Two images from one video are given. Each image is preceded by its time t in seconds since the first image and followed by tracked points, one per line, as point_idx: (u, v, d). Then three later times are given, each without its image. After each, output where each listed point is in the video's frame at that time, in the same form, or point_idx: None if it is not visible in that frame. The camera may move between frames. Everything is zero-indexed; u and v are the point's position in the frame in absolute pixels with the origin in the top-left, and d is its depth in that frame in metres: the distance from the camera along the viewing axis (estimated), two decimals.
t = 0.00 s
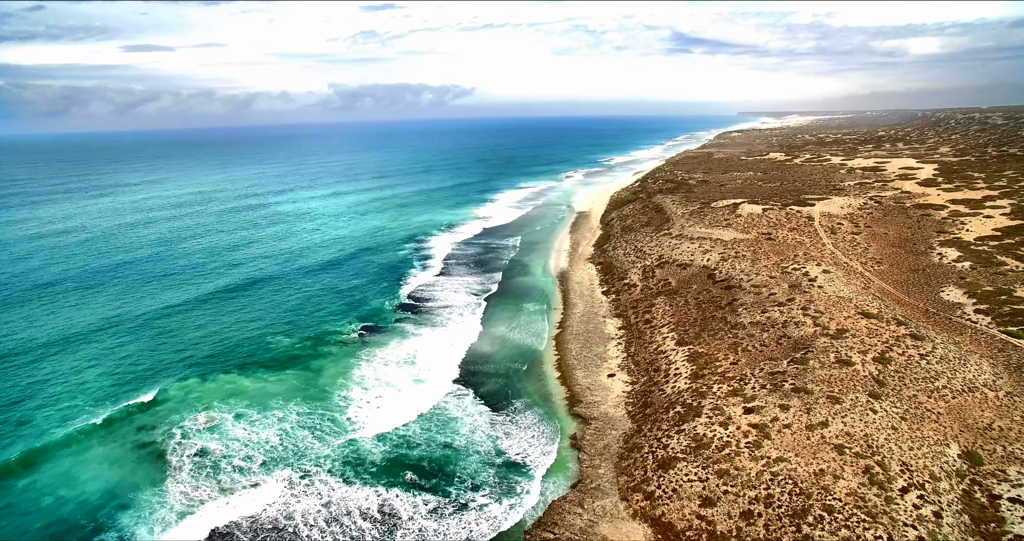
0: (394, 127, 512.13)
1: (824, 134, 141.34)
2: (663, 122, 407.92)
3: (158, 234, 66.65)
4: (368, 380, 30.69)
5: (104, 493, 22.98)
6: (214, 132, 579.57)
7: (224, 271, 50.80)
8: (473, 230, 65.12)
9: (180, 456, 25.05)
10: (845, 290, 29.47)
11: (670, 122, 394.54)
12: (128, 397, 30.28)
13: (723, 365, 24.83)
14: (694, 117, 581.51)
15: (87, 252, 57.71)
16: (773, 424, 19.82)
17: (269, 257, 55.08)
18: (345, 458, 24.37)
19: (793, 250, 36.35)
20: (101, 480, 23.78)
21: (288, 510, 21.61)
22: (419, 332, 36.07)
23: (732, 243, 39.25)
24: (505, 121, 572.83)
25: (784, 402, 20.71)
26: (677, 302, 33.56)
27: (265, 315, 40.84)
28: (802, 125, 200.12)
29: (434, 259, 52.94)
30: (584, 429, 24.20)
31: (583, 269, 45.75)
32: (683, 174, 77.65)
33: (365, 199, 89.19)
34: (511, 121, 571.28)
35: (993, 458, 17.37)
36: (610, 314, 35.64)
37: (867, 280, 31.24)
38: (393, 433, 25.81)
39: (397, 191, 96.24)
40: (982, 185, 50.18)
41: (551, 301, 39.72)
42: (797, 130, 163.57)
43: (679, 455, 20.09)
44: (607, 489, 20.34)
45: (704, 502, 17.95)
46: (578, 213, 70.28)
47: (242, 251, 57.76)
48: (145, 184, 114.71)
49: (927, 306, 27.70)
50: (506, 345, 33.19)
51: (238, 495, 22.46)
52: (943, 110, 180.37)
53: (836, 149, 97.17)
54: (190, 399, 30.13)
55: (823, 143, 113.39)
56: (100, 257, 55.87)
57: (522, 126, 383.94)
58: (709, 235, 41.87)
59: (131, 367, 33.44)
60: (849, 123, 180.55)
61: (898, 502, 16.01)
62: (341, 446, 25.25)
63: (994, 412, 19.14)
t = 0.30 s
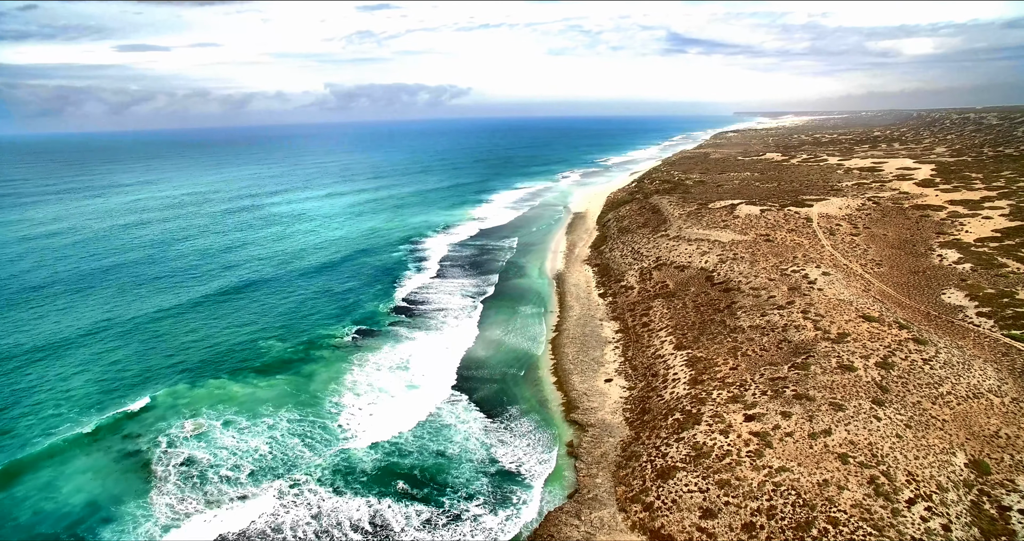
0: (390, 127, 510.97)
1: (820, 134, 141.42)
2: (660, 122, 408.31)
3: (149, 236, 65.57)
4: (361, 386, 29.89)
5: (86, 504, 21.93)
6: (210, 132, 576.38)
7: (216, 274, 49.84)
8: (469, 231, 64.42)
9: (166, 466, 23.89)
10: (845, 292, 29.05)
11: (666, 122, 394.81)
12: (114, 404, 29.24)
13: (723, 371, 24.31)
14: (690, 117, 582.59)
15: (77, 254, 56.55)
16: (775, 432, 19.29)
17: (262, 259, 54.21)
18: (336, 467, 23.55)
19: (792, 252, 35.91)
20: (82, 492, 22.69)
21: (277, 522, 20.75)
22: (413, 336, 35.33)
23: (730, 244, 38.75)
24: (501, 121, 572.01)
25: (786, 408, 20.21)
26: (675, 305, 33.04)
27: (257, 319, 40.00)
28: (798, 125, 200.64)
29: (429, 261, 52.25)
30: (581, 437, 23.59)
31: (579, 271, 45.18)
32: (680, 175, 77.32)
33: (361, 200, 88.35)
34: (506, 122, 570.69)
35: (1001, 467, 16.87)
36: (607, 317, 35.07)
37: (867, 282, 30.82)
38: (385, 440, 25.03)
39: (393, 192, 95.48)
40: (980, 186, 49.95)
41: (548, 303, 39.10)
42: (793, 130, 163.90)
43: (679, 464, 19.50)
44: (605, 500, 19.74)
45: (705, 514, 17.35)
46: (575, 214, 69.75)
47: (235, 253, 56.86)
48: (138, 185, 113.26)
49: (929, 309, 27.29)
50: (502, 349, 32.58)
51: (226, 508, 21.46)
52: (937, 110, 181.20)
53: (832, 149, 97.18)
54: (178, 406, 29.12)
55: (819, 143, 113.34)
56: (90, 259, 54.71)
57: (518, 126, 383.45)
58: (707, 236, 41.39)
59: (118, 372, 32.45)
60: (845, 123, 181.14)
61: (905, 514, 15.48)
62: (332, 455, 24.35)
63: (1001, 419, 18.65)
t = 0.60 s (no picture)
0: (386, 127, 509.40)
1: (816, 134, 141.50)
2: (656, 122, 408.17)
3: (140, 238, 64.40)
4: (352, 393, 29.01)
5: (65, 518, 20.69)
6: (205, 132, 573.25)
7: (208, 277, 48.77)
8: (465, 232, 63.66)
9: (150, 478, 22.71)
10: (846, 296, 28.55)
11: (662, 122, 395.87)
12: (99, 411, 28.03)
13: (723, 377, 23.72)
14: (686, 117, 583.52)
15: (66, 257, 55.24)
16: (778, 442, 18.69)
17: (255, 262, 53.27)
18: (325, 478, 22.62)
19: (792, 253, 35.39)
20: (61, 506, 21.45)
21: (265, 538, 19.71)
22: (407, 340, 34.55)
23: (729, 246, 38.18)
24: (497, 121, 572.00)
25: (789, 417, 19.61)
26: (673, 308, 32.43)
27: (249, 323, 39.11)
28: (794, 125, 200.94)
29: (424, 264, 51.49)
30: (578, 445, 22.95)
31: (576, 273, 44.54)
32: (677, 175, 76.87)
33: (356, 201, 87.37)
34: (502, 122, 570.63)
35: (1013, 479, 16.27)
36: (604, 320, 34.44)
37: (868, 285, 30.33)
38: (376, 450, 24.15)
39: (388, 193, 94.68)
40: (978, 186, 49.65)
41: (544, 306, 38.44)
42: (789, 130, 164.06)
43: (680, 476, 18.85)
44: (603, 512, 19.09)
45: (708, 529, 16.64)
46: (571, 215, 69.15)
47: (228, 256, 55.90)
48: (131, 186, 111.55)
49: (931, 313, 26.81)
50: (497, 354, 31.87)
51: (212, 523, 20.34)
52: (932, 110, 181.89)
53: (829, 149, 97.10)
54: (165, 413, 28.01)
55: (816, 143, 113.29)
56: (79, 262, 53.47)
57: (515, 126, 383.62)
58: (705, 237, 40.83)
59: (104, 378, 31.31)
60: (840, 123, 181.54)
61: (915, 530, 14.84)
62: (323, 466, 23.33)
63: (1010, 428, 18.08)
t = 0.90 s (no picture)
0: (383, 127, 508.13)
1: (815, 134, 141.44)
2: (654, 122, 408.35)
3: (133, 240, 63.51)
4: (346, 399, 28.35)
5: (47, 532, 19.93)
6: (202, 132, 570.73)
7: (201, 280, 48.02)
8: (462, 234, 63.01)
9: (136, 488, 21.97)
10: (849, 299, 28.08)
11: (659, 122, 395.79)
12: (86, 419, 27.28)
13: (725, 383, 23.21)
14: (684, 117, 583.99)
15: (58, 260, 54.32)
16: (782, 451, 18.15)
17: (249, 264, 52.57)
18: (317, 489, 21.92)
19: (792, 255, 34.92)
20: (43, 519, 20.68)
21: None
22: (402, 345, 33.91)
23: (728, 248, 37.67)
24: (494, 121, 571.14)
25: (792, 425, 19.09)
26: (673, 311, 31.89)
27: (241, 327, 38.39)
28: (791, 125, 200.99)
29: (420, 266, 50.89)
30: (576, 453, 22.39)
31: (574, 275, 44.00)
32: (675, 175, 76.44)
33: (353, 202, 86.55)
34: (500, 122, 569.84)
35: None
36: (602, 324, 33.92)
37: (870, 288, 29.87)
38: (370, 459, 23.47)
39: (384, 193, 94.01)
40: (979, 187, 49.34)
41: (541, 309, 37.89)
42: (787, 130, 164.04)
43: (681, 487, 18.30)
44: (602, 525, 18.54)
45: None
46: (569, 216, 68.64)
47: (221, 258, 55.15)
48: (125, 187, 110.35)
49: (935, 316, 26.35)
50: (493, 358, 31.29)
51: (198, 537, 19.60)
52: (929, 110, 182.13)
53: (828, 149, 96.88)
54: (154, 420, 27.27)
55: (814, 143, 113.08)
56: (70, 265, 52.60)
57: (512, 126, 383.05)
58: (705, 239, 40.33)
59: (92, 384, 30.54)
60: (838, 123, 181.62)
61: None
62: (314, 475, 22.66)
63: (1020, 436, 17.56)
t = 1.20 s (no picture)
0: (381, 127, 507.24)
1: (813, 134, 141.23)
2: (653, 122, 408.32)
3: (127, 241, 62.74)
4: (339, 405, 27.72)
5: None
6: (201, 132, 569.08)
7: (195, 283, 47.33)
8: (459, 235, 62.41)
9: (122, 500, 21.29)
10: (852, 302, 27.58)
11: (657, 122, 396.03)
12: (73, 426, 26.58)
13: (726, 390, 22.68)
14: (682, 117, 584.28)
15: (51, 262, 53.57)
16: (786, 462, 17.59)
17: (244, 266, 51.90)
18: (308, 499, 21.25)
19: (794, 258, 34.45)
20: (24, 532, 19.99)
21: None
22: (398, 349, 33.27)
23: (729, 250, 37.12)
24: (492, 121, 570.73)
25: (797, 435, 18.54)
26: (672, 315, 31.37)
27: (235, 331, 37.71)
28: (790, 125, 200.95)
29: (417, 268, 50.29)
30: (575, 462, 21.83)
31: (572, 277, 43.46)
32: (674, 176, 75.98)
33: (350, 203, 85.87)
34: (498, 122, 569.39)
35: None
36: (601, 327, 33.37)
37: (873, 291, 29.38)
38: (363, 469, 22.80)
39: (382, 194, 93.42)
40: (981, 187, 48.96)
41: (539, 312, 37.31)
42: (785, 130, 163.96)
43: (683, 499, 17.74)
44: (601, 537, 17.99)
45: None
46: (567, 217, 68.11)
47: (216, 260, 54.43)
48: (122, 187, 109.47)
49: (940, 320, 25.85)
50: (490, 363, 30.71)
51: None
52: (927, 110, 182.23)
53: (827, 149, 96.59)
54: (143, 428, 26.58)
55: (813, 143, 112.83)
56: (62, 268, 51.82)
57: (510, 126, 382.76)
58: (705, 240, 39.82)
59: (80, 391, 29.81)
60: (836, 123, 181.59)
61: None
62: (306, 486, 21.97)
63: None
